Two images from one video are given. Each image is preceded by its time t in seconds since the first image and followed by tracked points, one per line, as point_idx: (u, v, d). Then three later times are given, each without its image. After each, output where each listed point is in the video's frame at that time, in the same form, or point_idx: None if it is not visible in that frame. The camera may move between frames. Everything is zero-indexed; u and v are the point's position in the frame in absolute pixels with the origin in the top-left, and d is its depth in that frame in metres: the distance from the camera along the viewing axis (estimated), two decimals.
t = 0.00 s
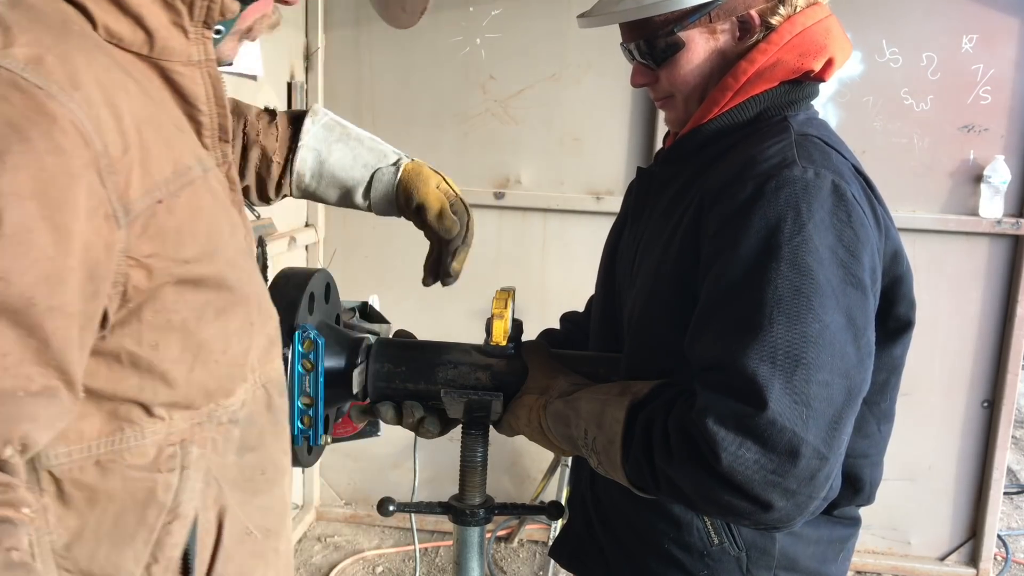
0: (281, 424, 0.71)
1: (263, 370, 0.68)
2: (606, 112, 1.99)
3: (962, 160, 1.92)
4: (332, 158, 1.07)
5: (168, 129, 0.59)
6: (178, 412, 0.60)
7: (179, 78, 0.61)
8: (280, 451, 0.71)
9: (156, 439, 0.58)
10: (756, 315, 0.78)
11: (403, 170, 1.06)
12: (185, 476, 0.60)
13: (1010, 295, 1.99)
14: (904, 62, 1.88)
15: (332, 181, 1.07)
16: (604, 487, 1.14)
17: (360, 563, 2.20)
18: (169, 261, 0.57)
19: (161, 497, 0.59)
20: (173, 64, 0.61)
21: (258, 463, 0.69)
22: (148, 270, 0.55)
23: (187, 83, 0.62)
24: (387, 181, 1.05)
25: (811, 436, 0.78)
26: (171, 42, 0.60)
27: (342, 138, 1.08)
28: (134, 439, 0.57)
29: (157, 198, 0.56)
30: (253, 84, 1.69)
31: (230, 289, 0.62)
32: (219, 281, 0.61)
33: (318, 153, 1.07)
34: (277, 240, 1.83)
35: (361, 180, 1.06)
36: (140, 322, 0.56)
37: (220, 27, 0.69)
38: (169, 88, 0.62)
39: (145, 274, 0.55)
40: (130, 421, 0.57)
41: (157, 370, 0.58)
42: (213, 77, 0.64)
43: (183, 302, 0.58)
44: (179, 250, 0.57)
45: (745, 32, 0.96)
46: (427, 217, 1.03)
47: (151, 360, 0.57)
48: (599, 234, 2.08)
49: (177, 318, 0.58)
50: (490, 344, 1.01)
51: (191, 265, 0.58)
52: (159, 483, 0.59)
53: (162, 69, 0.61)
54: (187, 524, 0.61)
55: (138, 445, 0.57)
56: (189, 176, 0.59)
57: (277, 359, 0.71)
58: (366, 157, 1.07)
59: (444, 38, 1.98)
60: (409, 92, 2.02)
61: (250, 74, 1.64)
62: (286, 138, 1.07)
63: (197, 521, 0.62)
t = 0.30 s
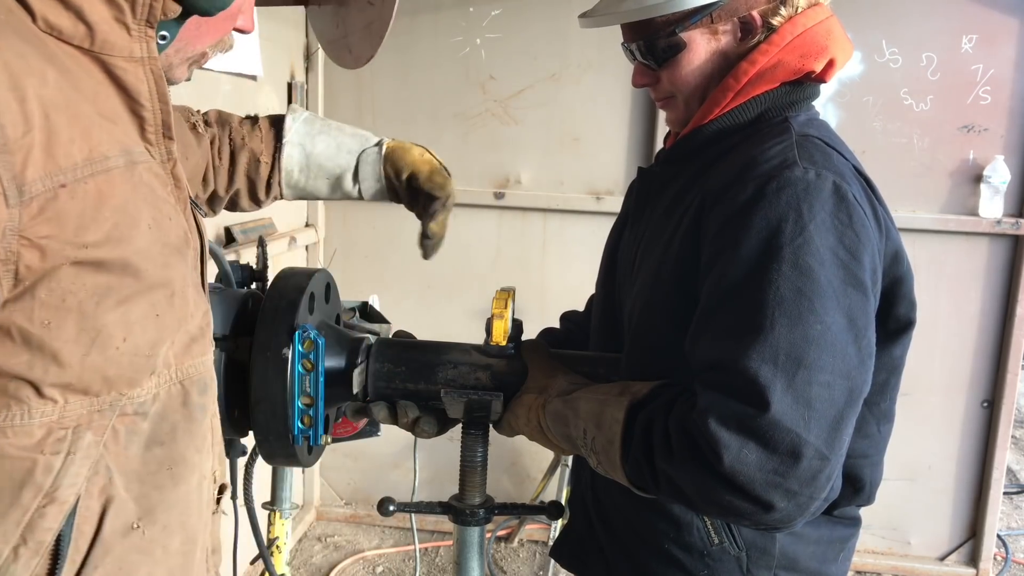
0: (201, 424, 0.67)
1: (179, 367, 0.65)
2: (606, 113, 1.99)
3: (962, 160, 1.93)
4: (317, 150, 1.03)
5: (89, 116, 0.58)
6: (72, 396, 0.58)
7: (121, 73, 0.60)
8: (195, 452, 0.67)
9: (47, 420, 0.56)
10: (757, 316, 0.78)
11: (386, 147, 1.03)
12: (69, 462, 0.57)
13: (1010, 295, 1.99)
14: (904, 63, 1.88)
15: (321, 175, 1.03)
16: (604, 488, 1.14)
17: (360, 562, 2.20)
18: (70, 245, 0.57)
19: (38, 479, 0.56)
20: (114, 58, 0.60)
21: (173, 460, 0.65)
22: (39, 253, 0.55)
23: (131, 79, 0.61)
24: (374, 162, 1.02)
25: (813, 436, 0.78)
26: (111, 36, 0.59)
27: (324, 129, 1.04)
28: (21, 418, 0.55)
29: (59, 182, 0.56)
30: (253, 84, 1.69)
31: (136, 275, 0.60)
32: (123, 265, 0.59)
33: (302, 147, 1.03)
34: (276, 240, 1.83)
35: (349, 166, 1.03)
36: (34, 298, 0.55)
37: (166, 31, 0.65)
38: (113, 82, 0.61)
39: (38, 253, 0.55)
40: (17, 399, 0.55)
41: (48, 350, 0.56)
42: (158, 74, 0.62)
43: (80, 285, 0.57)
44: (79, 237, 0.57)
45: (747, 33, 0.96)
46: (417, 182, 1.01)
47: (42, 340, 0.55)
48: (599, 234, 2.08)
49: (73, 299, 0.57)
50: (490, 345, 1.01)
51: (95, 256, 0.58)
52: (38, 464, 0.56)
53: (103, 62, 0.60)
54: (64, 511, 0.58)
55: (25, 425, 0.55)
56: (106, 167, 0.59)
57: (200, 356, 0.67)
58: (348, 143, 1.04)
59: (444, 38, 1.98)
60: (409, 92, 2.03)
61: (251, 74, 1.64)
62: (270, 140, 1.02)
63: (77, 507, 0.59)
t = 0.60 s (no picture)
0: (177, 442, 0.69)
1: (160, 384, 0.67)
2: (606, 113, 1.99)
3: (962, 160, 1.93)
4: (276, 159, 1.04)
5: (91, 132, 0.59)
6: (53, 415, 0.59)
7: (127, 86, 0.61)
8: (171, 471, 0.69)
9: (25, 437, 0.58)
10: (760, 316, 0.79)
11: (343, 177, 1.05)
12: (44, 480, 0.58)
13: (1010, 295, 1.99)
14: (904, 63, 1.88)
15: (273, 182, 1.05)
16: (604, 488, 1.14)
17: (360, 562, 2.20)
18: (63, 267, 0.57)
19: (11, 497, 0.57)
20: (121, 71, 0.60)
21: (149, 476, 0.66)
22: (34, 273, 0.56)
23: (136, 92, 0.61)
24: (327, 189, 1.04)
25: (816, 437, 0.78)
26: (120, 49, 0.59)
27: (290, 139, 1.05)
28: None
29: (58, 203, 0.56)
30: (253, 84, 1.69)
31: (128, 296, 0.61)
32: (115, 285, 0.60)
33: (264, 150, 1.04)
34: (276, 240, 1.83)
35: (299, 183, 1.05)
36: (23, 317, 0.56)
37: (177, 45, 0.65)
38: (116, 93, 0.61)
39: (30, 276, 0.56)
40: None
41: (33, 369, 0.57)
42: (164, 89, 0.63)
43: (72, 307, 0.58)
44: (75, 260, 0.57)
45: (752, 33, 0.96)
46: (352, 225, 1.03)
47: (27, 360, 0.56)
48: (599, 234, 2.08)
49: (63, 320, 0.57)
50: (490, 345, 1.01)
51: (89, 278, 0.58)
52: (12, 481, 0.57)
53: (109, 73, 0.60)
54: (34, 530, 0.59)
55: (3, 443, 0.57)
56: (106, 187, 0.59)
57: (182, 373, 0.69)
58: (311, 161, 1.05)
59: (444, 38, 1.98)
60: (409, 92, 2.03)
61: (251, 74, 1.64)
62: (233, 135, 1.03)
63: (48, 527, 0.60)
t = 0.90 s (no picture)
0: (166, 471, 0.68)
1: (154, 412, 0.64)
2: (606, 113, 1.99)
3: (962, 160, 1.93)
4: (287, 154, 1.03)
5: (112, 177, 0.55)
6: (47, 454, 0.57)
7: (147, 122, 0.59)
8: (156, 502, 0.68)
9: (16, 477, 0.56)
10: (758, 314, 0.79)
11: (352, 181, 1.05)
12: (35, 517, 0.57)
13: (1010, 295, 1.99)
14: (904, 63, 1.88)
15: (279, 175, 1.05)
16: (604, 487, 1.14)
17: (360, 563, 2.20)
18: (79, 321, 0.54)
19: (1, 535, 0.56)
20: (143, 107, 0.58)
21: (135, 507, 0.65)
22: (49, 327, 0.52)
23: (156, 129, 0.59)
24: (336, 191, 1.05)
25: (813, 435, 0.78)
26: (144, 86, 0.57)
27: (301, 135, 1.04)
28: None
29: (80, 258, 0.52)
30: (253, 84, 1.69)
31: (138, 344, 0.59)
32: (128, 333, 0.57)
33: (274, 143, 1.02)
34: (276, 240, 1.83)
35: (308, 181, 1.05)
36: (33, 365, 0.53)
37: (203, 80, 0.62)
38: (135, 128, 0.59)
39: (45, 329, 0.52)
40: None
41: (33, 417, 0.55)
42: (185, 124, 0.61)
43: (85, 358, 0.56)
44: (92, 314, 0.54)
45: (751, 32, 0.96)
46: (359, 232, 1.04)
47: (34, 408, 0.54)
48: (599, 234, 2.08)
49: (72, 370, 0.55)
50: (490, 345, 1.01)
51: (104, 331, 0.55)
52: (3, 518, 0.56)
53: (130, 108, 0.58)
54: (22, 565, 0.58)
55: None
56: (124, 234, 0.56)
57: (178, 403, 0.67)
58: (320, 160, 1.05)
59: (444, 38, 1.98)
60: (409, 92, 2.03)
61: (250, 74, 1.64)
62: (243, 125, 0.99)
63: (35, 561, 0.59)
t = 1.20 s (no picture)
0: (170, 472, 0.68)
1: (158, 417, 0.64)
2: (606, 113, 1.99)
3: (962, 160, 1.93)
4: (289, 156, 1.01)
5: (118, 191, 0.55)
6: (54, 459, 0.57)
7: (153, 134, 0.58)
8: (159, 501, 0.68)
9: (23, 483, 0.55)
10: (758, 315, 0.79)
11: (354, 186, 1.03)
12: (43, 521, 0.57)
13: (1010, 295, 1.99)
14: (903, 63, 1.88)
15: (280, 177, 1.03)
16: (604, 487, 1.14)
17: (360, 562, 2.20)
18: (86, 334, 0.54)
19: (11, 539, 0.55)
20: (149, 118, 0.58)
21: (141, 509, 0.65)
22: (55, 341, 0.52)
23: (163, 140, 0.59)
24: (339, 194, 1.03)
25: (812, 437, 0.78)
26: (150, 98, 0.57)
27: (304, 137, 1.02)
28: None
29: (86, 273, 0.52)
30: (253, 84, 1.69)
31: (143, 354, 0.58)
32: (134, 344, 0.57)
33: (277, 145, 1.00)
34: (276, 240, 1.83)
35: (310, 184, 1.03)
36: (39, 376, 0.53)
37: (210, 92, 0.64)
38: (140, 139, 0.58)
39: (52, 343, 0.52)
40: None
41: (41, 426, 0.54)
42: (190, 134, 0.61)
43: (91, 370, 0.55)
44: (99, 328, 0.54)
45: (750, 32, 0.96)
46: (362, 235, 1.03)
47: (40, 418, 0.54)
48: (599, 234, 2.08)
49: (78, 381, 0.55)
50: (490, 345, 1.01)
51: (111, 343, 0.55)
52: (11, 524, 0.55)
53: (136, 119, 0.57)
54: (32, 568, 0.58)
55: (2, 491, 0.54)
56: (130, 247, 0.56)
57: (182, 406, 0.68)
58: (322, 164, 1.03)
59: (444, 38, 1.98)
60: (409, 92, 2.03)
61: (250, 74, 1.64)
62: (245, 126, 0.98)
63: (44, 564, 0.59)
